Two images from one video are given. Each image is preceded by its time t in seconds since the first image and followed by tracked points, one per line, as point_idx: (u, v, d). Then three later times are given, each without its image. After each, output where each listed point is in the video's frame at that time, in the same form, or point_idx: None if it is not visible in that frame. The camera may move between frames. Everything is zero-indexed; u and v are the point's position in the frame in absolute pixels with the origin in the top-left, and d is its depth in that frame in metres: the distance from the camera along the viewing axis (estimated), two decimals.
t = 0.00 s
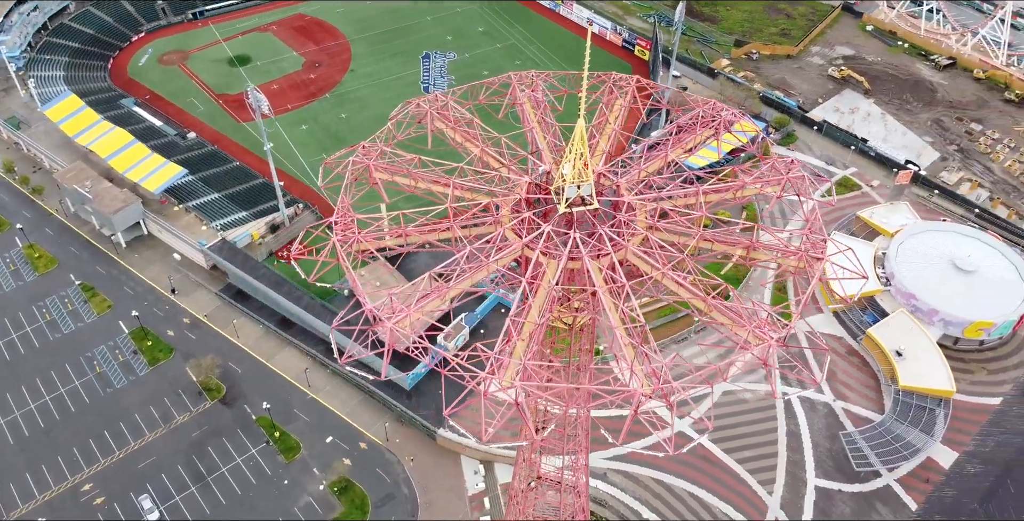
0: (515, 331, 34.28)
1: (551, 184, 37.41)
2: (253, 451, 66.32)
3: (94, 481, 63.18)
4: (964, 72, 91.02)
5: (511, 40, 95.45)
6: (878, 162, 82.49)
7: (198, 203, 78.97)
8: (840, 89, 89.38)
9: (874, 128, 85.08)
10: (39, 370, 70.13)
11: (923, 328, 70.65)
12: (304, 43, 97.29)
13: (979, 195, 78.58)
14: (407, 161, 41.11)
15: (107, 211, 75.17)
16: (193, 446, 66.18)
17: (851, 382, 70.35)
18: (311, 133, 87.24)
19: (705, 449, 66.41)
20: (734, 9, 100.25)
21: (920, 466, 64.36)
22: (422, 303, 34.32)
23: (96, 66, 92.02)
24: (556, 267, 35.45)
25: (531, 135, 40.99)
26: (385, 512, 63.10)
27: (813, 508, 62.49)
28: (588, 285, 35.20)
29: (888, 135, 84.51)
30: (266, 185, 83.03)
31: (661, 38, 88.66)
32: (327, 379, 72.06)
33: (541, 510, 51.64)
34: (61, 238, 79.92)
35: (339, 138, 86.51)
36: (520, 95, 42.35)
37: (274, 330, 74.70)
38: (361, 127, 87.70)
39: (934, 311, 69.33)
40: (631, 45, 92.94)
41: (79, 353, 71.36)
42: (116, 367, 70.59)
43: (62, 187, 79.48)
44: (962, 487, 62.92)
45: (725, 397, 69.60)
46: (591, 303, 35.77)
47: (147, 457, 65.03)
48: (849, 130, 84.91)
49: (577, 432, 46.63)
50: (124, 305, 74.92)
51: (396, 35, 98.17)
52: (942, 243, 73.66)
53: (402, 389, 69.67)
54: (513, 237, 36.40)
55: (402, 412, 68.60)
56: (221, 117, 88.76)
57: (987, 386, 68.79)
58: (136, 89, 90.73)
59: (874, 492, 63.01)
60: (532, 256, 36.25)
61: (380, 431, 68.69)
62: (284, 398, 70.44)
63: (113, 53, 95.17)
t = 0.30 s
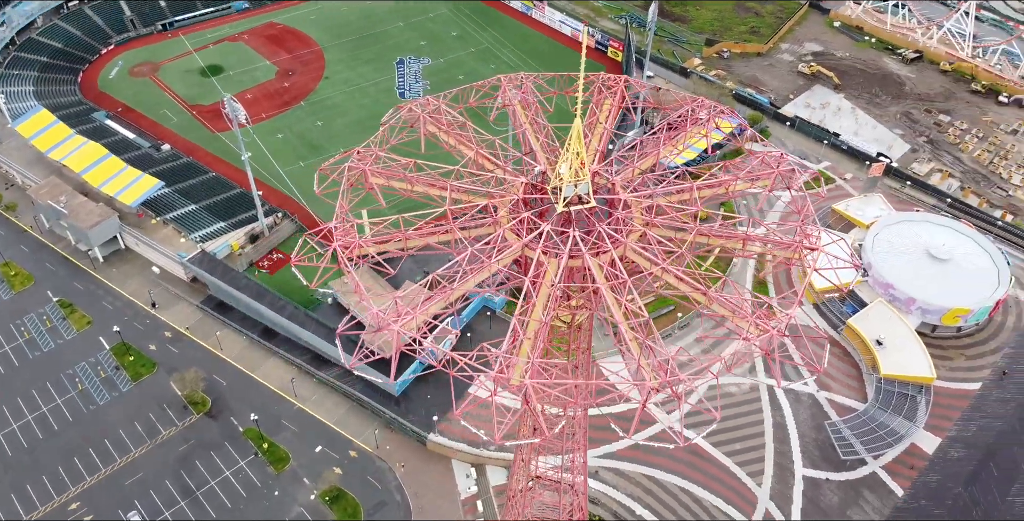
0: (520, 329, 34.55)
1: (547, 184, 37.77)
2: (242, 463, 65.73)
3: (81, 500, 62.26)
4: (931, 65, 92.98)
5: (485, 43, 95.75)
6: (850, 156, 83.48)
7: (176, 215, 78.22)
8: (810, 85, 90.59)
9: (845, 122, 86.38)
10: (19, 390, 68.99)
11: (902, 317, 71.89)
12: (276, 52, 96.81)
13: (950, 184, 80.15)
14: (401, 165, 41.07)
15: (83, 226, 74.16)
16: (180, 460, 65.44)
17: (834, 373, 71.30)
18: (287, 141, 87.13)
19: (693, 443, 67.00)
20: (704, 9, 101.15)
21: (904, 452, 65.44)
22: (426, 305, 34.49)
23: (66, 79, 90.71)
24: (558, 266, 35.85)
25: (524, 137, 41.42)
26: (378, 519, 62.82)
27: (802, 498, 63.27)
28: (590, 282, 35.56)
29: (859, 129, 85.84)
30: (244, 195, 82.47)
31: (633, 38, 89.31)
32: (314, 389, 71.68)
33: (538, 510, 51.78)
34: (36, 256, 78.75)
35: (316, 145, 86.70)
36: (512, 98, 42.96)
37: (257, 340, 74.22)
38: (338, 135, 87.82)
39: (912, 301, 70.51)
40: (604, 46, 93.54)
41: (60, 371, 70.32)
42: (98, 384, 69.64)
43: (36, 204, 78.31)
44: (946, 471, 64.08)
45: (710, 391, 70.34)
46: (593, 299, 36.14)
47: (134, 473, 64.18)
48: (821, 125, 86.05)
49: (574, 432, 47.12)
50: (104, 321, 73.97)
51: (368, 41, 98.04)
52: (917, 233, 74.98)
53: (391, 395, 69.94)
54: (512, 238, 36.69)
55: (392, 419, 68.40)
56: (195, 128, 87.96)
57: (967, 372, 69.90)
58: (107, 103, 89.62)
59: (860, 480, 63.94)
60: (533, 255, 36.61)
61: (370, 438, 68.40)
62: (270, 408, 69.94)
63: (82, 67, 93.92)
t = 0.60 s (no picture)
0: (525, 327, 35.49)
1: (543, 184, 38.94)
2: (231, 476, 65.11)
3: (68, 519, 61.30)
4: (898, 59, 94.62)
5: (459, 48, 96.05)
6: (823, 150, 84.63)
7: (154, 228, 77.38)
8: (781, 81, 91.70)
9: (817, 117, 87.55)
10: None
11: (880, 307, 73.07)
12: (248, 61, 96.19)
13: (922, 175, 81.70)
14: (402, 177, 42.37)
15: (60, 242, 73.09)
16: (168, 475, 64.68)
17: (817, 364, 72.32)
18: (263, 151, 86.75)
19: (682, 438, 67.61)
20: (674, 9, 101.93)
21: (888, 440, 66.52)
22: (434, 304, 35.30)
23: (35, 94, 89.39)
24: (559, 264, 36.88)
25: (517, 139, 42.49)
26: None
27: (791, 488, 64.04)
28: (591, 279, 36.59)
29: (831, 124, 87.03)
30: (222, 206, 81.86)
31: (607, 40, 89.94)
32: (301, 398, 71.28)
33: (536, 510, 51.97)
34: (12, 274, 77.58)
35: (292, 153, 86.70)
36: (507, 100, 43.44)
37: (241, 352, 73.63)
38: (315, 143, 87.57)
39: (889, 290, 71.76)
40: (578, 48, 94.16)
41: (41, 389, 69.27)
42: (80, 401, 68.68)
43: (10, 221, 77.11)
44: (930, 457, 65.22)
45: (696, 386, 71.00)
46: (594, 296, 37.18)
47: (121, 490, 63.32)
48: (794, 121, 87.10)
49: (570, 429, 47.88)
50: (85, 337, 73.00)
51: (341, 48, 97.73)
52: (892, 224, 76.44)
53: (379, 402, 69.78)
54: (512, 239, 37.92)
55: (381, 426, 68.20)
56: (169, 140, 87.11)
57: (946, 358, 71.11)
58: (79, 116, 88.46)
59: (847, 469, 64.91)
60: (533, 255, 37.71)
61: (360, 446, 68.13)
62: (258, 420, 69.41)
63: (52, 81, 92.61)
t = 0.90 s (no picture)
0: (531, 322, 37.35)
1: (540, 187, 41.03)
2: (220, 489, 64.48)
3: None
4: (866, 54, 96.40)
5: (432, 53, 96.33)
6: (797, 146, 85.76)
7: (131, 242, 76.42)
8: (753, 79, 92.55)
9: (788, 113, 88.58)
10: None
11: (859, 298, 74.03)
12: (220, 71, 95.50)
13: (893, 167, 83.27)
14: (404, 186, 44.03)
15: (36, 259, 71.93)
16: (156, 491, 63.89)
17: (799, 357, 73.36)
18: (239, 160, 86.31)
19: (671, 434, 68.12)
20: (644, 10, 102.52)
21: (872, 428, 67.66)
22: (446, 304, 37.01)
23: (4, 110, 87.90)
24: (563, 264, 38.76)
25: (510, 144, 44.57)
26: None
27: (779, 480, 64.80)
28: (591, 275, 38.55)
29: (803, 120, 88.14)
30: (199, 218, 81.17)
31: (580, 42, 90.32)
32: (288, 408, 70.86)
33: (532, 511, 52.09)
34: None
35: (270, 162, 86.46)
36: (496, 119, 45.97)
37: (226, 364, 73.03)
38: (291, 152, 87.30)
39: (868, 281, 72.91)
40: (551, 51, 94.52)
41: (23, 409, 68.18)
42: (63, 419, 67.68)
43: None
44: (914, 443, 66.38)
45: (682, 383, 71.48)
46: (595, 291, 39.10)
47: (109, 508, 62.42)
48: (766, 117, 88.02)
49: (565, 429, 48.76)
50: (65, 355, 71.96)
51: (314, 56, 97.44)
52: (867, 217, 77.59)
53: (367, 410, 69.55)
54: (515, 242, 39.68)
55: (370, 433, 67.99)
56: (143, 152, 86.17)
57: (924, 346, 72.44)
58: (50, 131, 87.18)
59: (833, 458, 65.85)
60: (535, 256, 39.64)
61: (350, 454, 67.87)
62: (245, 432, 68.81)
63: (20, 96, 91.16)
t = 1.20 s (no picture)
0: (535, 325, 33.93)
1: (537, 184, 37.64)
2: (210, 503, 63.87)
3: None
4: (834, 50, 98.02)
5: (406, 58, 96.55)
6: (770, 142, 86.91)
7: (109, 256, 75.50)
8: (724, 77, 93.51)
9: (761, 110, 89.68)
10: None
11: (837, 289, 75.14)
12: (192, 81, 94.71)
13: (865, 160, 84.69)
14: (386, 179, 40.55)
15: (12, 276, 70.84)
16: (145, 507, 63.12)
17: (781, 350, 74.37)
18: (215, 171, 85.76)
19: (660, 430, 68.69)
20: (615, 11, 103.07)
21: (856, 417, 68.81)
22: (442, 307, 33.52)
23: None
24: (564, 261, 35.33)
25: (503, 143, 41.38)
26: None
27: (768, 471, 65.56)
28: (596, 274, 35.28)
29: (775, 116, 89.25)
30: (177, 229, 80.40)
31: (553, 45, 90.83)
32: (275, 418, 70.39)
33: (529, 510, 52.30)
34: None
35: (247, 172, 86.18)
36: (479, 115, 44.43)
37: (210, 377, 72.34)
38: (267, 162, 87.02)
39: (845, 273, 74.04)
40: (524, 54, 94.98)
41: (5, 429, 67.04)
42: (47, 438, 66.64)
43: None
44: (897, 430, 67.54)
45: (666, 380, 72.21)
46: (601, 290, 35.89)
47: None
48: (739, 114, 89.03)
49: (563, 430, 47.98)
50: (46, 373, 70.92)
51: (287, 64, 97.09)
52: (843, 209, 78.71)
53: (356, 417, 69.38)
54: (513, 240, 35.80)
55: (360, 440, 67.77)
56: (117, 166, 85.17)
57: (903, 334, 73.75)
58: (21, 147, 85.84)
59: (819, 448, 66.81)
60: (535, 254, 36.11)
61: (340, 462, 67.52)
62: (233, 444, 68.20)
63: None
